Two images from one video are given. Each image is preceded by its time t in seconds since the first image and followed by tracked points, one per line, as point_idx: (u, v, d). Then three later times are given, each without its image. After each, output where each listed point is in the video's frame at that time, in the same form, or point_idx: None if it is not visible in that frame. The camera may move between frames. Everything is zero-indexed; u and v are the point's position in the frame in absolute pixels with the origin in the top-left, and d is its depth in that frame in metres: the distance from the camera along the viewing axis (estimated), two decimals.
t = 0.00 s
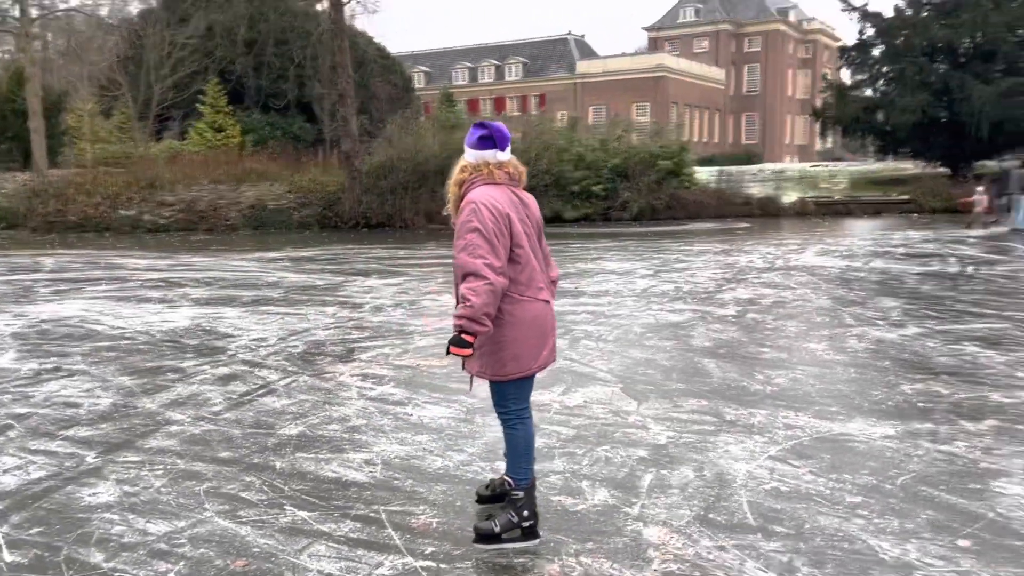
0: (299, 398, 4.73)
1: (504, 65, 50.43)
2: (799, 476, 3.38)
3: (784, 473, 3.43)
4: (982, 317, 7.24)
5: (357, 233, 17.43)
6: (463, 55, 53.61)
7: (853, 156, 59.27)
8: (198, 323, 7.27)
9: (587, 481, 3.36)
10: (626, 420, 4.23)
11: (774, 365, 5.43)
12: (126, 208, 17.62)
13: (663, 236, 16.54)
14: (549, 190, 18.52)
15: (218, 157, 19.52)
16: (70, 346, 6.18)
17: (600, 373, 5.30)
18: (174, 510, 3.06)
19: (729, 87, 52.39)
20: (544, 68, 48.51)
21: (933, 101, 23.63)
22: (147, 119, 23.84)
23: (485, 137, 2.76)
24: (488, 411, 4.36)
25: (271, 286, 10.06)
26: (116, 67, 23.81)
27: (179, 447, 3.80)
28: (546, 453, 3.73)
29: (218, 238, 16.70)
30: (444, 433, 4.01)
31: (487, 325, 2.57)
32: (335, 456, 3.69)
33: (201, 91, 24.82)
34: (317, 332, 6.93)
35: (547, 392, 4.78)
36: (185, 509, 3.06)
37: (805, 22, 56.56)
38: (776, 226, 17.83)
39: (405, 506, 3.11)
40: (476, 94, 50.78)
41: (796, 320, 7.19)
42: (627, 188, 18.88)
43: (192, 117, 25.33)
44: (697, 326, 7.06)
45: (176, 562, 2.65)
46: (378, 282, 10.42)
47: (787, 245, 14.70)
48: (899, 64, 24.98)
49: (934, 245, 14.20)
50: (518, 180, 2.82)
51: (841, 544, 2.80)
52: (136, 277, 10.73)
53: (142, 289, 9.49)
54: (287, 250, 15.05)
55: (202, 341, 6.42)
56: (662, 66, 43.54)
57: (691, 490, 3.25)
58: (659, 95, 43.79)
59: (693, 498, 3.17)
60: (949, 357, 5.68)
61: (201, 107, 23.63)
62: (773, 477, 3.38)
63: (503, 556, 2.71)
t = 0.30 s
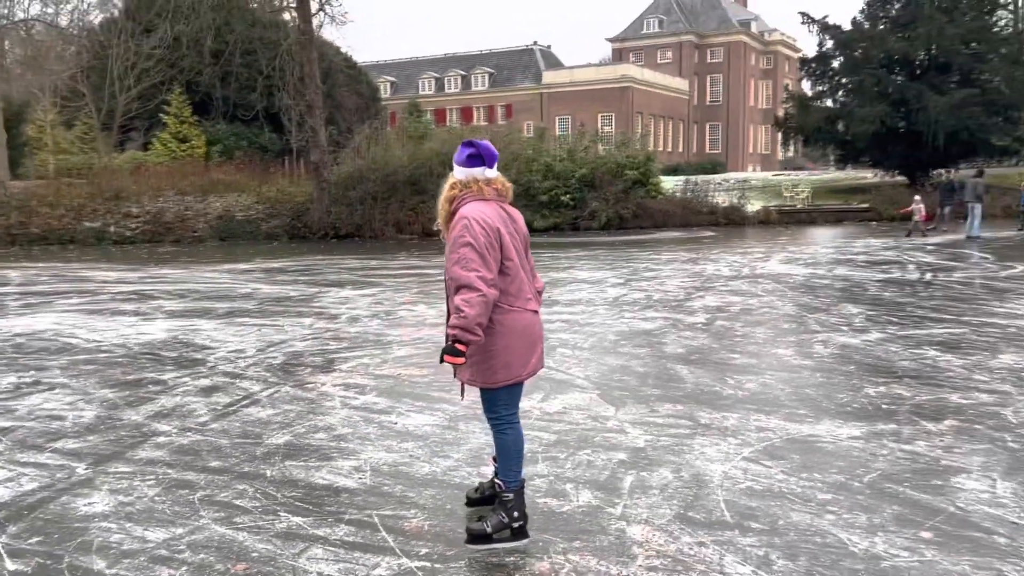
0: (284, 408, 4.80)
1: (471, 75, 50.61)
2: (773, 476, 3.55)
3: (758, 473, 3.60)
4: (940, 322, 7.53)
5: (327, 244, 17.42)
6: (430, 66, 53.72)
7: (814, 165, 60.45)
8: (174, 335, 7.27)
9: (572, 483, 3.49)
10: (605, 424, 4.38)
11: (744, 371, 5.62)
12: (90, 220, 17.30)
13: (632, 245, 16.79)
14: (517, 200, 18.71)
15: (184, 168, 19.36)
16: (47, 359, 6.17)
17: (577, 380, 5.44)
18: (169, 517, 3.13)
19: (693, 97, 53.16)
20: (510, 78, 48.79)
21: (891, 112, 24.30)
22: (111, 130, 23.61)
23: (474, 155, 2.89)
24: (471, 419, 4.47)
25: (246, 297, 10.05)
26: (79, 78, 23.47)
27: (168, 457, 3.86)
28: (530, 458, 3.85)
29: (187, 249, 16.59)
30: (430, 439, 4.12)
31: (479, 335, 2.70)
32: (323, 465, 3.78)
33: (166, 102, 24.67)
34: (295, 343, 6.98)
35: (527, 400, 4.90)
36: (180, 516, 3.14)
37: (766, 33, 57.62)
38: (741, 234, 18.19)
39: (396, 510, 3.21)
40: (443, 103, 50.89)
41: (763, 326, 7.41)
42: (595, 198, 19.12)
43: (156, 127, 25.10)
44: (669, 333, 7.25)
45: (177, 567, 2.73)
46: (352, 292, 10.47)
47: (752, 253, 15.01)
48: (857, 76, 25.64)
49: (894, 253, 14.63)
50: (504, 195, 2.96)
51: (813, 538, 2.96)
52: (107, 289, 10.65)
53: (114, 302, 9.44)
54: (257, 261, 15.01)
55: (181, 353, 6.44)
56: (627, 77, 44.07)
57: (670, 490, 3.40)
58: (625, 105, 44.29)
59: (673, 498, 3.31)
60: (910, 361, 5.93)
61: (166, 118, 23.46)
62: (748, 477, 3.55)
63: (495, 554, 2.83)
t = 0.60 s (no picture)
0: (269, 421, 4.88)
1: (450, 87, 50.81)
2: (745, 481, 3.70)
3: (731, 478, 3.74)
4: (910, 331, 7.75)
5: (307, 257, 17.43)
6: (409, 79, 53.90)
7: (790, 177, 61.22)
8: (158, 350, 7.31)
9: (552, 491, 3.61)
10: (584, 434, 4.51)
11: (720, 380, 5.77)
12: (68, 234, 17.21)
13: (611, 256, 16.96)
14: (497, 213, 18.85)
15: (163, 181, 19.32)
16: (30, 375, 6.19)
17: (557, 391, 5.57)
18: (161, 529, 3.21)
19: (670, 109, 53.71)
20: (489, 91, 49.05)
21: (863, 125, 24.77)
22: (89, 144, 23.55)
23: (458, 175, 3.02)
24: (454, 430, 4.58)
25: (227, 312, 10.09)
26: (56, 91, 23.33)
27: (156, 470, 3.94)
28: (512, 467, 3.96)
29: (167, 263, 16.59)
30: (413, 450, 4.22)
31: (466, 347, 2.82)
32: (310, 476, 3.87)
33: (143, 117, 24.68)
34: (278, 357, 7.06)
35: (509, 410, 5.02)
36: (171, 528, 3.22)
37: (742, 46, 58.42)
38: (718, 246, 18.44)
39: (382, 519, 3.31)
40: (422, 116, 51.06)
41: (739, 336, 7.58)
42: (574, 210, 19.31)
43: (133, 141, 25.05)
44: (647, 344, 7.39)
45: None
46: (333, 306, 10.54)
47: (729, 264, 15.24)
48: (830, 89, 26.12)
49: (866, 263, 14.93)
50: (486, 215, 3.09)
51: (782, 540, 3.10)
52: (88, 305, 10.64)
53: (95, 317, 9.43)
54: (238, 274, 15.04)
55: (165, 368, 6.49)
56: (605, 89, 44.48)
57: (647, 496, 3.53)
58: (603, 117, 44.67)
59: (650, 503, 3.44)
60: (880, 369, 6.11)
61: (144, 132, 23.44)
62: (721, 483, 3.69)
63: (479, 559, 2.94)
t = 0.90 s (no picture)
0: (254, 437, 4.96)
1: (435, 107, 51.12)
2: (716, 490, 3.83)
3: (703, 488, 3.86)
4: (884, 346, 7.93)
5: (292, 276, 17.48)
6: (394, 98, 54.19)
7: (772, 194, 61.84)
8: (143, 369, 7.36)
9: (531, 502, 3.73)
10: (563, 447, 4.63)
11: (696, 395, 5.90)
12: (53, 254, 17.20)
13: (595, 273, 17.13)
14: (483, 231, 18.99)
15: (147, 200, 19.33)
16: (16, 396, 6.21)
17: (538, 406, 5.67)
18: (148, 542, 3.29)
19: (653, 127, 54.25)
20: (474, 110, 49.34)
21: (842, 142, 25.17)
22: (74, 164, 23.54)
23: (441, 197, 3.16)
24: (436, 444, 4.69)
25: (213, 331, 10.14)
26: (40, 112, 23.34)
27: (143, 486, 4.02)
28: (492, 479, 4.07)
29: (153, 282, 16.60)
30: (396, 465, 4.32)
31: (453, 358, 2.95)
32: (295, 490, 3.96)
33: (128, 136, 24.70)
34: (264, 375, 7.13)
35: (490, 425, 5.13)
36: (159, 540, 3.31)
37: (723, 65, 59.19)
38: (701, 262, 18.65)
39: (365, 530, 3.41)
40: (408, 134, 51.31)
41: (717, 352, 7.72)
42: (558, 228, 19.50)
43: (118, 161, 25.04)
44: (627, 359, 7.52)
45: None
46: (319, 324, 10.62)
47: (711, 280, 15.43)
48: (810, 107, 26.54)
49: (845, 279, 15.18)
50: (465, 235, 3.23)
51: (751, 546, 3.23)
52: (74, 325, 10.65)
53: (80, 337, 9.46)
54: (223, 293, 15.06)
55: (151, 387, 6.54)
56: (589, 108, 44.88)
57: (622, 506, 3.65)
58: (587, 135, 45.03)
59: (624, 512, 3.56)
60: (853, 382, 6.27)
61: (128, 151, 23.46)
62: (693, 492, 3.81)
63: (460, 567, 3.05)
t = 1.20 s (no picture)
0: (248, 440, 5.06)
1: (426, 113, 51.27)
2: (698, 487, 3.95)
3: (686, 485, 3.98)
4: (868, 347, 8.08)
5: (284, 283, 17.53)
6: (385, 104, 54.33)
7: (761, 199, 62.29)
8: (138, 375, 7.44)
9: (520, 499, 3.83)
10: (550, 446, 4.75)
11: (682, 396, 6.03)
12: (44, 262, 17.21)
13: (585, 278, 17.26)
14: (474, 236, 19.11)
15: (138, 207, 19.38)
16: (13, 401, 6.29)
17: (527, 408, 5.78)
18: (146, 540, 3.39)
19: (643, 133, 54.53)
20: (465, 116, 49.48)
21: (830, 148, 25.42)
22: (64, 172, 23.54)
23: (438, 203, 3.31)
24: (426, 446, 4.79)
25: (206, 337, 10.22)
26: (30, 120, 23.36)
27: (139, 487, 4.11)
28: (482, 478, 4.18)
29: (145, 290, 16.64)
30: (388, 465, 4.43)
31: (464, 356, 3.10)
32: (288, 489, 4.06)
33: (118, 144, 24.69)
34: (257, 380, 7.22)
35: (480, 427, 5.24)
36: (158, 538, 3.41)
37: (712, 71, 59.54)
38: (690, 267, 18.82)
39: (358, 527, 3.51)
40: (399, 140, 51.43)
41: (704, 354, 7.85)
42: (549, 233, 19.64)
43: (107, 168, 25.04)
44: (616, 362, 7.65)
45: None
46: (311, 330, 10.70)
47: (700, 285, 15.59)
48: (798, 113, 26.79)
49: (832, 283, 15.37)
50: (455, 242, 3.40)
51: (731, 538, 3.35)
52: (67, 332, 10.70)
53: (73, 344, 9.51)
54: (215, 300, 15.13)
55: (146, 392, 6.63)
56: (579, 114, 45.12)
57: (607, 502, 3.77)
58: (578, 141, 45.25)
59: (609, 508, 3.67)
60: (835, 383, 6.41)
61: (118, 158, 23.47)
62: (677, 488, 3.93)
63: (450, 561, 3.16)
